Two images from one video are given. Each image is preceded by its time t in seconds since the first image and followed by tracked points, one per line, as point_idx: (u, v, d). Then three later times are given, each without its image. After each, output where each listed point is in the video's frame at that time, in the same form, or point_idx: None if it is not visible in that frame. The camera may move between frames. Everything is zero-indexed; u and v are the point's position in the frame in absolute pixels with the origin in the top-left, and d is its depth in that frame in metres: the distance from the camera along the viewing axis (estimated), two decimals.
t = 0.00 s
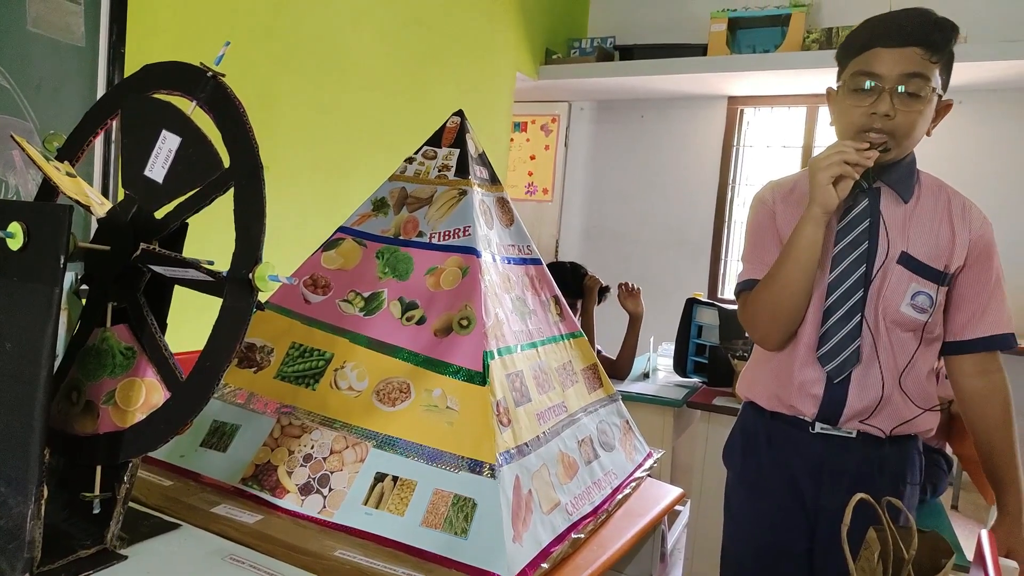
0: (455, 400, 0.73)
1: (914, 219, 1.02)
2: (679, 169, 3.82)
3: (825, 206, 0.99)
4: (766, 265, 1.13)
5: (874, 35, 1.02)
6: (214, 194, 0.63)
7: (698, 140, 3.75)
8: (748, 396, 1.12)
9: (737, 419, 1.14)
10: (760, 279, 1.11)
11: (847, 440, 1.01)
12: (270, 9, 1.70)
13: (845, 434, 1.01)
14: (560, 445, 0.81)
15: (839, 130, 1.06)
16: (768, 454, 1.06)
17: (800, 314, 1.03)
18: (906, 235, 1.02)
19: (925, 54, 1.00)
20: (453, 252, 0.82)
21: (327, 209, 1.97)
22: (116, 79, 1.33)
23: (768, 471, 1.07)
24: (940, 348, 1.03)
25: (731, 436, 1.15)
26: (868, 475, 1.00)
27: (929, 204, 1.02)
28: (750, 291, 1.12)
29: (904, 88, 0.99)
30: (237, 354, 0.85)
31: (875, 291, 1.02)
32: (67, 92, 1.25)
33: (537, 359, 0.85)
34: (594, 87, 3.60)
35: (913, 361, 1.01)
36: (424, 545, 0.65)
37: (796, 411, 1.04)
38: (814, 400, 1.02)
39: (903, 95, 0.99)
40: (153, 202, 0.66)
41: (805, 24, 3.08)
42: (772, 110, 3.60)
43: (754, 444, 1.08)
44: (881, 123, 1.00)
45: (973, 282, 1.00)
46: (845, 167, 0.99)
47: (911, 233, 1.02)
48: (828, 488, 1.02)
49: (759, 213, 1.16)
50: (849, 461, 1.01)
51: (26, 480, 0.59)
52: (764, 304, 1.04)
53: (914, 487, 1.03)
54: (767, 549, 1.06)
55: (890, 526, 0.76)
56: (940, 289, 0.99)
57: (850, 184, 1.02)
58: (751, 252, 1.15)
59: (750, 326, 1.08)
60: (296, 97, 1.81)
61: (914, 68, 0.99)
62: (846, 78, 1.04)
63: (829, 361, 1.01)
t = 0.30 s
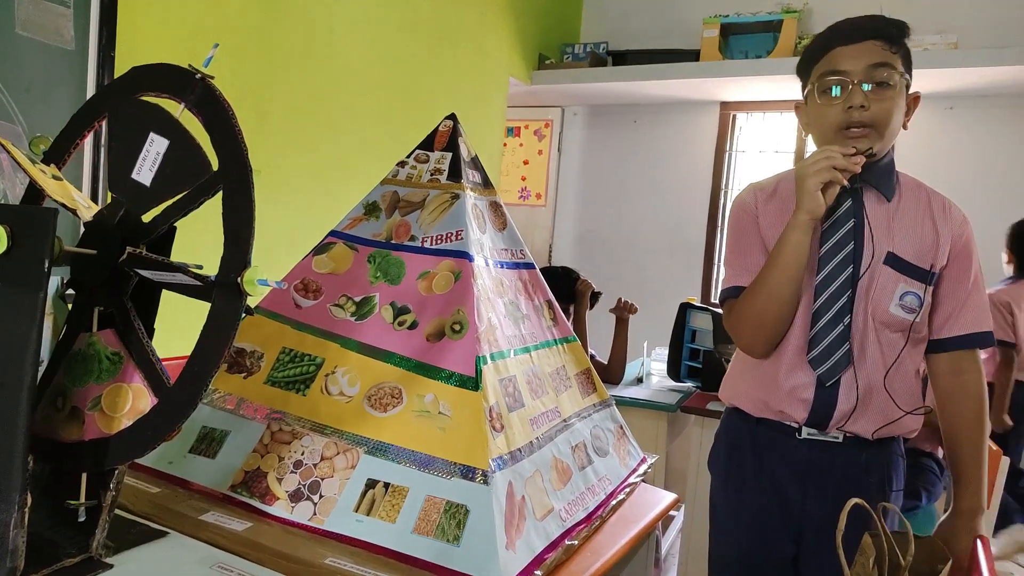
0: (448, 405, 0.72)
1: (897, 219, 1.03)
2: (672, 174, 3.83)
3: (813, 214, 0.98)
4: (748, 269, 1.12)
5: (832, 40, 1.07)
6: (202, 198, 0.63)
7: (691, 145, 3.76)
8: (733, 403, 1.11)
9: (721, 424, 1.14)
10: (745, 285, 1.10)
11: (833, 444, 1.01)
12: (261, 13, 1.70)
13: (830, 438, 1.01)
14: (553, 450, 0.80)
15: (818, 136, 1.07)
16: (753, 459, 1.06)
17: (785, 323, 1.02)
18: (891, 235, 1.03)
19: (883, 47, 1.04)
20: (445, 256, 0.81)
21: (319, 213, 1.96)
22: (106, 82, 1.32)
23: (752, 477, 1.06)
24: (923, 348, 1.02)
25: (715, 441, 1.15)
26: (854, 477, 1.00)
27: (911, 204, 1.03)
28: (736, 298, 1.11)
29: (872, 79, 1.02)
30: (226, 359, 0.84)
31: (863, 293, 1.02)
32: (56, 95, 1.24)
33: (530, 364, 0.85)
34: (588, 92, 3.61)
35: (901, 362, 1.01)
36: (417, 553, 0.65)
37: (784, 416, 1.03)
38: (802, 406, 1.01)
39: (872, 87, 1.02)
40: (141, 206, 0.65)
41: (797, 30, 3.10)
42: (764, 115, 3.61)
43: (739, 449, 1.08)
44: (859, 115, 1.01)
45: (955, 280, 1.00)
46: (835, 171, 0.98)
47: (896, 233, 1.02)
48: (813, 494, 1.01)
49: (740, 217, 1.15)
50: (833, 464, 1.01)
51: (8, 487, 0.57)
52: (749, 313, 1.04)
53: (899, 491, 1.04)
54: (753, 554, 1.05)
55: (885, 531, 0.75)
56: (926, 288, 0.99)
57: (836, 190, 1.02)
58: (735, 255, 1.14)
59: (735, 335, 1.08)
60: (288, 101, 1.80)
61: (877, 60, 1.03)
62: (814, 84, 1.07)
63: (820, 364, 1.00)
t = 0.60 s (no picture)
0: (451, 396, 0.71)
1: (889, 207, 1.02)
2: (677, 167, 3.81)
3: (804, 192, 0.98)
4: (743, 261, 1.10)
5: (807, 34, 1.06)
6: (203, 182, 0.62)
7: (697, 138, 3.74)
8: (730, 400, 1.09)
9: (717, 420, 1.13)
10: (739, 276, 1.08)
11: (831, 438, 1.00)
12: None
13: (829, 433, 0.99)
14: (557, 443, 0.79)
15: (800, 128, 1.06)
16: (750, 455, 1.04)
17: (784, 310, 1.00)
18: (884, 224, 1.01)
19: (861, 35, 1.03)
20: (449, 245, 0.80)
21: (322, 202, 1.94)
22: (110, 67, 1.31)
23: (750, 473, 1.05)
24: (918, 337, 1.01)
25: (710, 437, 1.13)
26: (854, 473, 0.99)
27: (901, 191, 1.03)
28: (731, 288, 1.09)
29: (850, 68, 1.00)
30: (227, 347, 0.83)
31: (858, 283, 1.00)
32: (59, 80, 1.23)
33: (534, 355, 0.84)
34: (594, 84, 3.59)
35: (900, 352, 1.00)
36: (417, 544, 0.64)
37: (784, 410, 1.01)
38: (802, 399, 1.00)
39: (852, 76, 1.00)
40: (140, 190, 0.64)
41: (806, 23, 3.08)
42: (772, 108, 3.58)
43: (736, 444, 1.07)
44: (840, 106, 1.00)
45: (948, 266, 0.99)
46: (821, 150, 0.97)
47: (888, 222, 1.01)
48: (813, 489, 1.00)
49: (732, 209, 1.14)
50: (832, 458, 1.00)
51: (4, 474, 0.57)
52: (745, 302, 1.01)
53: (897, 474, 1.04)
54: (753, 550, 1.04)
55: (893, 527, 0.74)
56: (921, 276, 0.98)
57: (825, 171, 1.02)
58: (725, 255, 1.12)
59: (731, 327, 1.05)
60: (292, 88, 1.79)
61: (855, 49, 1.01)
62: (794, 79, 1.06)
63: (820, 357, 0.98)
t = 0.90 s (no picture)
0: (437, 394, 0.70)
1: (860, 198, 1.02)
2: (664, 164, 3.81)
3: (770, 180, 0.98)
4: (716, 254, 1.10)
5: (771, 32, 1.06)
6: (181, 177, 0.60)
7: (684, 134, 3.74)
8: (709, 397, 1.09)
9: (696, 416, 1.12)
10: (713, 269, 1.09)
11: (810, 433, 1.00)
12: None
13: (807, 428, 0.99)
14: (545, 441, 0.78)
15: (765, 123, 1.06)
16: (730, 452, 1.04)
17: (756, 301, 1.00)
18: (855, 215, 1.01)
19: (822, 30, 1.03)
20: (435, 241, 0.79)
21: (306, 199, 1.92)
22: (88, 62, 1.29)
23: (731, 469, 1.04)
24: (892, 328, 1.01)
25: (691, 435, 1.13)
26: (835, 469, 0.99)
27: (871, 181, 1.03)
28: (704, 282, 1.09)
29: (815, 63, 1.00)
30: (208, 345, 0.82)
31: (832, 274, 1.00)
32: (35, 74, 1.20)
33: (522, 352, 0.83)
34: (581, 80, 3.57)
35: (875, 340, 1.00)
36: (403, 546, 0.63)
37: (762, 403, 1.01)
38: (780, 393, 0.99)
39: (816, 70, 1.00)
40: (115, 185, 0.63)
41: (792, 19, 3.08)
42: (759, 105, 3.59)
43: (716, 441, 1.06)
44: (804, 100, 1.00)
45: (919, 255, 0.99)
46: (785, 139, 0.97)
47: (860, 212, 1.01)
48: (793, 485, 1.00)
49: (704, 206, 1.13)
50: (811, 453, 0.99)
51: None
52: (718, 295, 1.01)
53: (874, 466, 1.03)
54: (737, 546, 1.04)
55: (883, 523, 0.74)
56: (894, 265, 0.98)
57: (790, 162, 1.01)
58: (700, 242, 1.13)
59: (706, 321, 1.05)
60: (275, 84, 1.77)
61: (819, 43, 1.01)
62: (759, 75, 1.06)
63: (796, 349, 0.98)
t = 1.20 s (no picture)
0: (424, 426, 0.69)
1: (827, 225, 1.02)
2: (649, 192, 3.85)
3: (736, 210, 0.99)
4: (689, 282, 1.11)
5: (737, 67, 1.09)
6: (163, 208, 0.59)
7: (668, 163, 3.79)
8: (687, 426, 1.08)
9: (675, 446, 1.11)
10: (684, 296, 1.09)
11: (786, 462, 0.99)
12: (234, 26, 1.66)
13: (784, 456, 0.98)
14: (533, 472, 0.77)
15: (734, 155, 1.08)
16: (707, 482, 1.03)
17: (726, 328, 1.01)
18: (824, 242, 1.02)
19: (787, 65, 1.05)
20: (422, 270, 0.79)
21: (291, 229, 1.92)
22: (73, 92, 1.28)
23: (709, 500, 1.03)
24: (866, 355, 1.01)
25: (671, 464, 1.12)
26: (811, 497, 0.98)
27: (839, 210, 1.03)
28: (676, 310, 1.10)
29: (780, 96, 1.02)
30: (190, 378, 0.80)
31: (802, 301, 1.00)
32: (19, 105, 1.20)
33: (509, 382, 0.82)
34: (567, 110, 3.62)
35: (845, 365, 0.98)
36: None
37: (737, 431, 1.00)
38: (755, 419, 0.99)
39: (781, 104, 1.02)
40: (97, 216, 0.62)
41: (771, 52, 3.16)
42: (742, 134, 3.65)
43: (693, 471, 1.05)
44: (769, 132, 1.02)
45: (889, 281, 0.99)
46: (749, 169, 0.99)
47: (827, 240, 1.01)
48: (770, 516, 0.99)
49: (677, 236, 1.14)
50: (785, 483, 0.98)
51: None
52: (688, 323, 1.02)
53: (853, 496, 1.02)
54: None
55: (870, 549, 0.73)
56: (863, 291, 0.98)
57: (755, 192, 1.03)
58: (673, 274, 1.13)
59: (678, 349, 1.06)
60: (261, 114, 1.77)
61: (782, 78, 1.03)
62: (727, 108, 1.09)
63: (767, 375, 0.97)
